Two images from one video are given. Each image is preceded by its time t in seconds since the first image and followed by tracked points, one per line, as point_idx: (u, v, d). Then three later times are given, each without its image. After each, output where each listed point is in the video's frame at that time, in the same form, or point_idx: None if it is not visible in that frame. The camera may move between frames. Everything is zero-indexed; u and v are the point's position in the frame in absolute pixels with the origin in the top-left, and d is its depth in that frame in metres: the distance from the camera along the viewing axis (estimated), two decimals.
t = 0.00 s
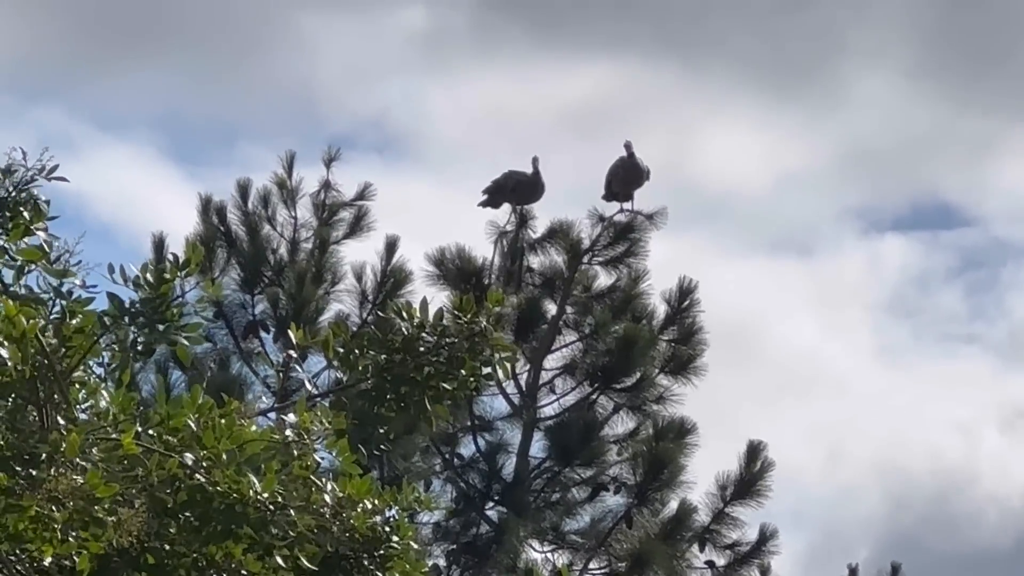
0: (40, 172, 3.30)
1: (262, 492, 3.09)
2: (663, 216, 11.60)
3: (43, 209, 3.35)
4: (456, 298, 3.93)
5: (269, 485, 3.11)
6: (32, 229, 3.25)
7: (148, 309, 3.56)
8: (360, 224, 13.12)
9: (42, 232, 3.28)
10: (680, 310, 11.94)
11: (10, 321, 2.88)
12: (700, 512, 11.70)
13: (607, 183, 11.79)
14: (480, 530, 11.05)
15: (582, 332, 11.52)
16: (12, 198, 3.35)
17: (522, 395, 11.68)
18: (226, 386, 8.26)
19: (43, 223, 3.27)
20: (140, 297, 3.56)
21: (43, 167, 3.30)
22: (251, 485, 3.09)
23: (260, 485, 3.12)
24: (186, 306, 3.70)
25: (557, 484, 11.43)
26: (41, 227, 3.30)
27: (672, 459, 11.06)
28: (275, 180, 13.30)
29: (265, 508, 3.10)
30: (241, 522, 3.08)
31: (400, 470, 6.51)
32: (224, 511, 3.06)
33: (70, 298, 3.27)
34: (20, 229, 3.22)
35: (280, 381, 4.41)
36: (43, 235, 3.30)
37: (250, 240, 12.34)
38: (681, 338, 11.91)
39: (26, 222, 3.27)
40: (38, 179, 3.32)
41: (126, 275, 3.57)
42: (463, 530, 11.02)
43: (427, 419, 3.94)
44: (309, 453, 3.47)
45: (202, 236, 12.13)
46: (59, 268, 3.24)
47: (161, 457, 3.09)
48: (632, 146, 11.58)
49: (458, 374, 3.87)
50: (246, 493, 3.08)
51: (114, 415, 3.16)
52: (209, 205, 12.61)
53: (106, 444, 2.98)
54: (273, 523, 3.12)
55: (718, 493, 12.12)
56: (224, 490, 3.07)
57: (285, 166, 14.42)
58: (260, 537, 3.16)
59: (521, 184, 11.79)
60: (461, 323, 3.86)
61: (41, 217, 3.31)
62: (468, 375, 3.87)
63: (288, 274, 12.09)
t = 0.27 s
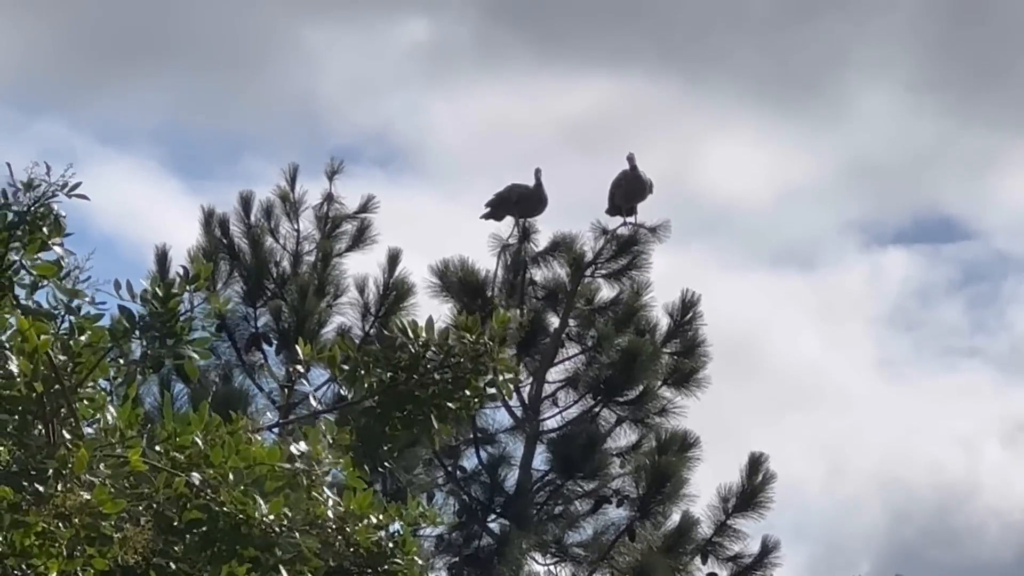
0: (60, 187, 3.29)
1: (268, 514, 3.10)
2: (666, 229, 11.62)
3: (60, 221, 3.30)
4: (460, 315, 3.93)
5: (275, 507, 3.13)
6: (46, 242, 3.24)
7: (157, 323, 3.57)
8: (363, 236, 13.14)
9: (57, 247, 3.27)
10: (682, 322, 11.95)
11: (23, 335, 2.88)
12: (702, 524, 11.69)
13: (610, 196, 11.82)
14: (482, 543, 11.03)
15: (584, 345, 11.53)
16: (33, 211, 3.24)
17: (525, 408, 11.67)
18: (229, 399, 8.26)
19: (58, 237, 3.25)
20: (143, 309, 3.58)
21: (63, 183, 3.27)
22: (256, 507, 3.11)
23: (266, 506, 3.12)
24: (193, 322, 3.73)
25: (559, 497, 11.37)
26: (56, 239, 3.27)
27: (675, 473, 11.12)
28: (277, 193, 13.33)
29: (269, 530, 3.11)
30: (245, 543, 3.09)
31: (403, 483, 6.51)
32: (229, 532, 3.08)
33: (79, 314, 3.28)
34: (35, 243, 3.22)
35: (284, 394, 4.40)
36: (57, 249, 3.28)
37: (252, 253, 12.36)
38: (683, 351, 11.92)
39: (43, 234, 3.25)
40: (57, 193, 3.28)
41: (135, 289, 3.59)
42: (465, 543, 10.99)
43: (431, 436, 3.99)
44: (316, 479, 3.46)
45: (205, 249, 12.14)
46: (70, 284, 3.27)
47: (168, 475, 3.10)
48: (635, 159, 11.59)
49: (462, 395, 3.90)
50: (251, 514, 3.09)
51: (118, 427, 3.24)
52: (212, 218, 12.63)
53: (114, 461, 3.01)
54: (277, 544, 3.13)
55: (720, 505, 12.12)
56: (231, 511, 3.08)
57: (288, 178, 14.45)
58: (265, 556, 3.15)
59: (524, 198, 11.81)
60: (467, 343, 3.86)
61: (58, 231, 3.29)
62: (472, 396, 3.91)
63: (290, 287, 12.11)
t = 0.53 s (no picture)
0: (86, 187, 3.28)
1: (281, 523, 3.14)
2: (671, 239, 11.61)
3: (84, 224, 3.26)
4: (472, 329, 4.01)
5: (288, 516, 3.16)
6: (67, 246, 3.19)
7: (166, 339, 3.57)
8: (366, 245, 13.18)
9: (78, 252, 3.22)
10: (686, 331, 11.98)
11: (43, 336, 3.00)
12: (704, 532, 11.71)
13: (614, 206, 11.86)
14: (485, 551, 11.05)
15: (588, 354, 11.57)
16: (56, 211, 3.21)
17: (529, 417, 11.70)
18: (234, 408, 8.30)
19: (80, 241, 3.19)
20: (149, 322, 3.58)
21: (89, 182, 3.26)
22: (268, 517, 3.15)
23: (278, 516, 3.17)
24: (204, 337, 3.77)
25: (563, 505, 11.38)
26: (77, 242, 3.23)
27: (678, 481, 11.22)
28: (281, 202, 13.36)
29: (280, 540, 3.14)
30: (258, 554, 3.11)
31: (407, 492, 6.53)
32: (241, 541, 3.11)
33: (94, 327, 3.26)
34: (57, 246, 3.20)
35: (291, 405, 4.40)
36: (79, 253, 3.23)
37: (256, 262, 12.39)
38: (686, 359, 11.94)
39: (64, 237, 3.22)
40: (81, 193, 3.27)
41: (147, 303, 3.59)
42: (469, 552, 11.00)
43: (440, 448, 3.99)
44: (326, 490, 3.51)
45: (209, 258, 12.17)
46: (89, 290, 3.26)
47: (180, 485, 3.17)
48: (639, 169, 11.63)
49: (473, 409, 3.96)
50: (263, 525, 3.14)
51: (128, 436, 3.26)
52: (216, 227, 12.67)
53: (128, 468, 3.05)
54: (290, 555, 3.14)
55: (723, 513, 12.13)
56: (242, 519, 3.15)
57: (291, 188, 14.49)
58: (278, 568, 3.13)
59: (528, 207, 11.84)
60: (479, 355, 3.94)
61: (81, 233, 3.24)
62: (485, 408, 3.95)
63: (293, 296, 12.15)
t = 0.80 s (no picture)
0: (105, 180, 3.27)
1: (292, 524, 3.16)
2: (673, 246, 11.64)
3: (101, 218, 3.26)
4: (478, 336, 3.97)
5: (300, 516, 3.18)
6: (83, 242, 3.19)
7: (174, 339, 3.59)
8: (368, 250, 13.19)
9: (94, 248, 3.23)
10: (687, 337, 12.00)
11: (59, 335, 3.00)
12: (706, 538, 11.71)
13: (617, 211, 11.86)
14: (487, 557, 11.04)
15: (589, 360, 11.56)
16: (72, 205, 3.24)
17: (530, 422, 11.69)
18: (238, 414, 8.31)
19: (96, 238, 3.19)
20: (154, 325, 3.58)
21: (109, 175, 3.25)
22: (278, 518, 3.16)
23: (290, 516, 3.18)
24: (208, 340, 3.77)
25: (564, 511, 11.34)
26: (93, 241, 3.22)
27: (679, 487, 11.21)
28: (283, 207, 13.38)
29: (287, 538, 3.15)
30: (267, 553, 3.13)
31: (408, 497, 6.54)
32: (250, 540, 3.12)
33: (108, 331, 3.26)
34: (73, 242, 3.20)
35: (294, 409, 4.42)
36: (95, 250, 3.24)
37: (258, 268, 12.39)
38: (688, 366, 11.95)
39: (80, 234, 3.22)
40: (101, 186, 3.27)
41: (154, 303, 3.58)
42: (471, 557, 10.99)
43: (445, 456, 4.00)
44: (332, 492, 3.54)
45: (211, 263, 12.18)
46: (103, 289, 3.27)
47: (188, 485, 3.17)
48: (641, 175, 11.63)
49: (479, 416, 3.93)
50: (272, 525, 3.15)
51: (138, 439, 3.21)
52: (218, 232, 12.67)
53: (138, 468, 3.05)
54: (297, 553, 3.15)
55: (724, 520, 12.14)
56: (251, 518, 3.15)
57: (293, 193, 14.51)
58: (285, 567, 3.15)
59: (529, 213, 11.85)
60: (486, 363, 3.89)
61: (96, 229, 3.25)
62: (489, 416, 3.94)
63: (295, 301, 12.16)
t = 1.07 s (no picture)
0: (87, 171, 3.25)
1: (293, 518, 3.12)
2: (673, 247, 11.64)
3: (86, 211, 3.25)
4: (479, 344, 3.96)
5: (298, 508, 3.12)
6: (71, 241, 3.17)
7: (170, 336, 3.57)
8: (369, 251, 13.16)
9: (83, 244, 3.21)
10: (689, 339, 11.96)
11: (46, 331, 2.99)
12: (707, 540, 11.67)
13: (617, 211, 11.82)
14: (487, 559, 11.16)
15: (590, 362, 11.53)
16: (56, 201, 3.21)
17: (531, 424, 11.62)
18: (238, 415, 8.28)
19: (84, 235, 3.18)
20: (147, 323, 3.56)
21: (91, 165, 3.24)
22: (277, 508, 3.11)
23: (288, 508, 3.12)
24: (207, 334, 3.73)
25: (565, 514, 11.33)
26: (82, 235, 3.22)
27: (679, 491, 11.19)
28: (284, 209, 13.34)
29: (285, 532, 3.12)
30: (264, 546, 3.13)
31: (408, 499, 6.50)
32: (247, 534, 3.12)
33: (98, 327, 3.27)
34: (64, 241, 3.17)
35: (294, 411, 4.40)
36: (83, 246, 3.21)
37: (259, 270, 12.35)
38: (689, 368, 11.91)
39: (67, 229, 3.20)
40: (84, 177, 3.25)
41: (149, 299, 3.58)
42: (471, 559, 11.10)
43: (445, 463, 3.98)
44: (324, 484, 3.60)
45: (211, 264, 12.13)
46: (91, 283, 3.24)
47: (184, 482, 3.12)
48: (641, 177, 11.60)
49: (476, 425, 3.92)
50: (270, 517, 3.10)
51: (131, 436, 3.18)
52: (219, 233, 12.63)
53: (132, 466, 3.03)
54: (293, 545, 3.14)
55: (726, 523, 12.09)
56: (249, 513, 3.11)
57: (294, 194, 14.48)
58: (281, 560, 3.16)
59: (530, 214, 11.81)
60: (485, 369, 3.90)
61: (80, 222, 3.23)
62: (487, 424, 3.94)
63: (296, 302, 12.12)
